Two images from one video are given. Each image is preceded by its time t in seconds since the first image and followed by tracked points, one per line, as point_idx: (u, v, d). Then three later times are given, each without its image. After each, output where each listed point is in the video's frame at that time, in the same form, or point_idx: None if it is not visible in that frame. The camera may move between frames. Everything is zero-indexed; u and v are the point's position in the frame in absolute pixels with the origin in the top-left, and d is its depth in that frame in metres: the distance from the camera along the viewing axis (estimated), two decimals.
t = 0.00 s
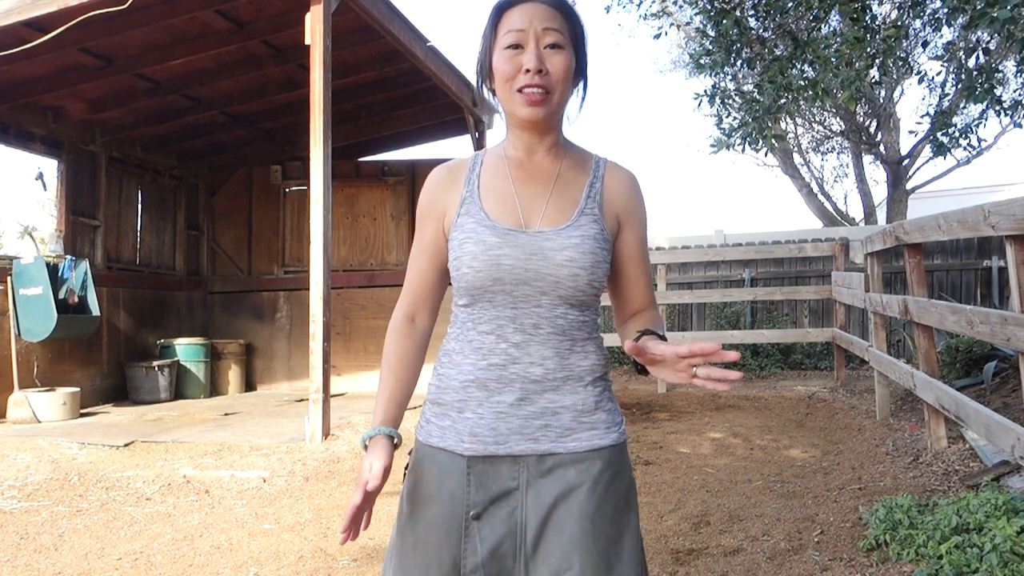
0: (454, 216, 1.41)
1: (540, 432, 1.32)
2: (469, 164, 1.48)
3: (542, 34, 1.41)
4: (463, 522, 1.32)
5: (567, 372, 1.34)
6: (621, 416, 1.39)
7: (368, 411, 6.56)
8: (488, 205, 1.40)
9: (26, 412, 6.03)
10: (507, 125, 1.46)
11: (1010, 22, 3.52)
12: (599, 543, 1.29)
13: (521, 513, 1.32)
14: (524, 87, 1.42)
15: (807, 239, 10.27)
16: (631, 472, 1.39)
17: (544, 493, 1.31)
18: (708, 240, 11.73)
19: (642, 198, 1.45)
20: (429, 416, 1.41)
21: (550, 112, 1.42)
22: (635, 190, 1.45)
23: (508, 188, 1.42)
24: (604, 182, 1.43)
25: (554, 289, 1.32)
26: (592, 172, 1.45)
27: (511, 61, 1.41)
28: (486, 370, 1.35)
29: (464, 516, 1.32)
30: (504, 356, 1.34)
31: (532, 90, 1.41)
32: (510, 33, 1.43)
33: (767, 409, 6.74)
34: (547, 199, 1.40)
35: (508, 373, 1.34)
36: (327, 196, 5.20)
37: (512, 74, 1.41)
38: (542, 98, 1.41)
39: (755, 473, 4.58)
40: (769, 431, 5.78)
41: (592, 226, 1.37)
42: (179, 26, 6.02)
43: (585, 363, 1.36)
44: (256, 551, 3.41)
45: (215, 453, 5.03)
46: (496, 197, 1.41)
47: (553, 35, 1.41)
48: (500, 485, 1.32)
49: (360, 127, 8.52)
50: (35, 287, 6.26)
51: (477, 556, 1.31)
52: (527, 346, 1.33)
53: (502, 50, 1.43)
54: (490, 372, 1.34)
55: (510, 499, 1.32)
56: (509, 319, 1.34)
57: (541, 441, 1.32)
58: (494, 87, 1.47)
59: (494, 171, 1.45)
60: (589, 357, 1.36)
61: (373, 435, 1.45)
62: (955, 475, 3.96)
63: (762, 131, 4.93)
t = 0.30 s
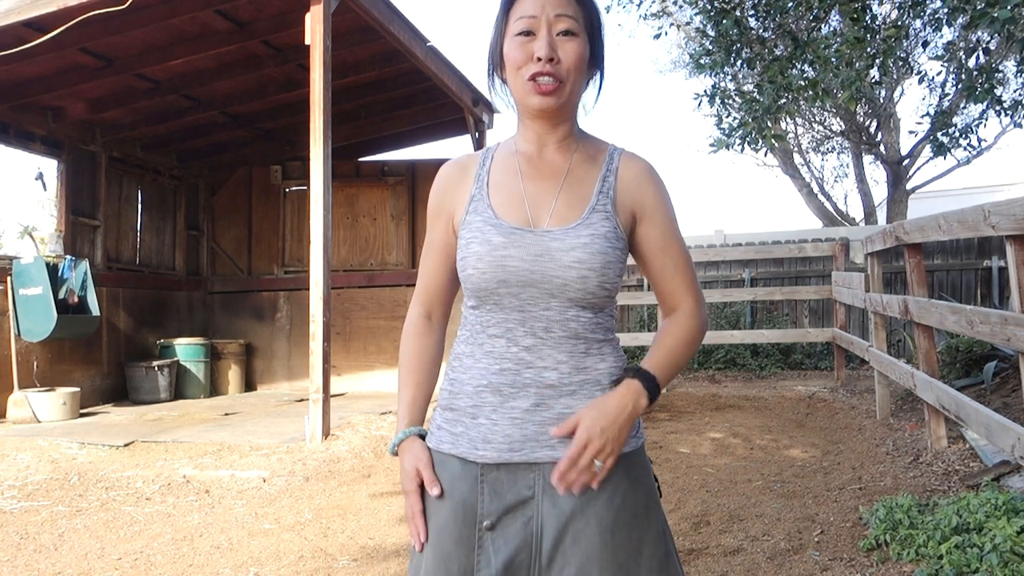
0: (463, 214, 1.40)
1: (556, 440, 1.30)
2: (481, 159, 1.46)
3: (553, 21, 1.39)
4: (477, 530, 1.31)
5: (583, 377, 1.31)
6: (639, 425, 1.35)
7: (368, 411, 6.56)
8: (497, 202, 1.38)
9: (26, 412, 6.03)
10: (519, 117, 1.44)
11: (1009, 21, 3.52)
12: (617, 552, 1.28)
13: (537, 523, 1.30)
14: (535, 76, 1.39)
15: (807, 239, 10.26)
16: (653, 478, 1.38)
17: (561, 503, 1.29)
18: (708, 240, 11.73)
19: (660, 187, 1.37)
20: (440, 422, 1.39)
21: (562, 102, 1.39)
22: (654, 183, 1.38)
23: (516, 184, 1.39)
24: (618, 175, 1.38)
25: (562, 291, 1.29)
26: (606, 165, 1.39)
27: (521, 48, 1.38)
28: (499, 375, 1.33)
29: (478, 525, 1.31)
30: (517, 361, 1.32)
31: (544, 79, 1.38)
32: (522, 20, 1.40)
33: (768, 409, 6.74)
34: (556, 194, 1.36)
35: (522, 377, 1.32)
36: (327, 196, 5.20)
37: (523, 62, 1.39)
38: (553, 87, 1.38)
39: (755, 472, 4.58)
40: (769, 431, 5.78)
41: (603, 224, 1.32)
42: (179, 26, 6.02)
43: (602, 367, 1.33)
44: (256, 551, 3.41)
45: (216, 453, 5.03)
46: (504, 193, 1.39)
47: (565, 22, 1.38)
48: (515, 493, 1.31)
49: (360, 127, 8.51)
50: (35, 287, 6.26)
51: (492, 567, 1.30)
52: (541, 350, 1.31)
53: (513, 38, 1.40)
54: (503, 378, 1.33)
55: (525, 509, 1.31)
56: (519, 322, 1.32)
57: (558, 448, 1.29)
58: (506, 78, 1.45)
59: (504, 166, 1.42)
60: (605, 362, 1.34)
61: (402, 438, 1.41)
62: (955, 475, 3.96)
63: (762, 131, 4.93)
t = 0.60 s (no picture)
0: (458, 209, 1.38)
1: (546, 442, 1.30)
2: (473, 154, 1.45)
3: (544, 15, 1.39)
4: (464, 536, 1.31)
5: (575, 378, 1.32)
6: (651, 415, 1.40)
7: (368, 411, 6.56)
8: (494, 197, 1.37)
9: (26, 412, 6.03)
10: (512, 113, 1.43)
11: (1009, 22, 3.53)
12: (608, 559, 1.29)
13: (525, 527, 1.31)
14: (527, 70, 1.39)
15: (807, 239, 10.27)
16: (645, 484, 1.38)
17: (551, 507, 1.30)
18: (708, 240, 11.73)
19: (657, 184, 1.41)
20: (429, 422, 1.39)
21: (555, 96, 1.39)
22: (651, 179, 1.42)
23: (513, 179, 1.38)
24: (616, 170, 1.40)
25: (563, 286, 1.29)
26: (603, 160, 1.41)
27: (513, 43, 1.38)
28: (489, 376, 1.33)
29: (464, 530, 1.31)
30: (509, 361, 1.32)
31: (537, 74, 1.38)
32: (511, 14, 1.40)
33: (768, 410, 6.74)
34: (555, 190, 1.36)
35: (513, 378, 1.32)
36: (327, 196, 5.20)
37: (514, 57, 1.38)
38: (547, 81, 1.38)
39: (755, 473, 4.58)
40: (769, 431, 5.78)
41: (604, 217, 1.34)
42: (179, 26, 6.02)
43: (596, 367, 1.34)
44: (257, 551, 3.41)
45: (216, 453, 5.03)
46: (501, 188, 1.38)
47: (557, 15, 1.39)
48: (503, 498, 1.31)
49: (359, 127, 8.52)
50: (35, 287, 6.26)
51: (480, 572, 1.30)
52: (533, 349, 1.31)
53: (504, 34, 1.40)
54: (492, 378, 1.32)
55: (513, 513, 1.31)
56: (515, 319, 1.32)
57: (546, 450, 1.30)
58: (497, 73, 1.45)
59: (499, 162, 1.42)
60: (599, 361, 1.34)
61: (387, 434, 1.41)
62: (955, 474, 3.96)
63: (762, 131, 4.93)
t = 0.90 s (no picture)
0: (448, 208, 1.37)
1: (542, 443, 1.31)
2: (463, 151, 1.44)
3: (536, 10, 1.37)
4: (462, 539, 1.30)
5: (570, 378, 1.32)
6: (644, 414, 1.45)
7: (368, 411, 6.56)
8: (485, 197, 1.36)
9: (26, 412, 6.03)
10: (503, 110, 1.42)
11: (1010, 22, 3.52)
12: (607, 557, 1.29)
13: (523, 528, 1.30)
14: (518, 66, 1.38)
15: (807, 239, 10.27)
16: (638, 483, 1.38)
17: (548, 507, 1.30)
18: (708, 240, 11.73)
19: (645, 182, 1.42)
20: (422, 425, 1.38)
21: (547, 92, 1.37)
22: (641, 179, 1.42)
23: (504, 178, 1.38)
24: (607, 168, 1.40)
25: (557, 286, 1.29)
26: (594, 160, 1.41)
27: (504, 36, 1.37)
28: (483, 378, 1.32)
29: (462, 532, 1.30)
30: (503, 361, 1.32)
31: (528, 70, 1.37)
32: (503, 8, 1.38)
33: (768, 409, 6.74)
34: (546, 190, 1.36)
35: (507, 378, 1.32)
36: (327, 196, 5.20)
37: (506, 50, 1.37)
38: (539, 77, 1.37)
39: (755, 473, 4.58)
40: (769, 431, 5.78)
41: (596, 217, 1.34)
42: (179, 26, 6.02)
43: (587, 368, 1.34)
44: (256, 551, 3.41)
45: (215, 453, 5.03)
46: (492, 186, 1.37)
47: (548, 10, 1.37)
48: (500, 499, 1.31)
49: (360, 127, 8.52)
50: (35, 287, 6.26)
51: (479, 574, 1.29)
52: (527, 350, 1.31)
53: (495, 27, 1.38)
54: (486, 380, 1.32)
55: (510, 514, 1.31)
56: (508, 320, 1.31)
57: (544, 451, 1.30)
58: (487, 68, 1.43)
59: (490, 160, 1.41)
60: (592, 361, 1.35)
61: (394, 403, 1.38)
62: (955, 475, 3.96)
63: (762, 132, 4.93)
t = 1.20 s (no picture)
0: (438, 211, 1.38)
1: (535, 443, 1.31)
2: (453, 153, 1.44)
3: (524, 9, 1.37)
4: (454, 539, 1.30)
5: (561, 378, 1.33)
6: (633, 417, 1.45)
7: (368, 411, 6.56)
8: (474, 200, 1.36)
9: (26, 412, 6.03)
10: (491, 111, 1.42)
11: (1009, 22, 3.52)
12: (600, 557, 1.29)
13: (516, 528, 1.31)
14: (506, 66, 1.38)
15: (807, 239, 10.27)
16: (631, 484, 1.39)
17: (541, 507, 1.31)
18: (708, 240, 11.73)
19: (632, 183, 1.42)
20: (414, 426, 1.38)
21: (535, 92, 1.38)
22: (628, 179, 1.42)
23: (493, 180, 1.38)
24: (594, 169, 1.40)
25: (546, 289, 1.29)
26: (582, 160, 1.41)
27: (492, 34, 1.37)
28: (474, 380, 1.33)
29: (455, 533, 1.30)
30: (494, 362, 1.32)
31: (517, 70, 1.37)
32: (491, 7, 1.39)
33: (768, 410, 6.74)
34: (534, 193, 1.36)
35: (499, 378, 1.32)
36: (327, 196, 5.20)
37: (495, 48, 1.37)
38: (527, 77, 1.37)
39: (755, 473, 4.58)
40: (769, 431, 5.78)
41: (584, 220, 1.34)
42: (179, 26, 6.02)
43: (579, 369, 1.34)
44: (256, 551, 3.41)
45: (216, 453, 5.03)
46: (481, 189, 1.38)
47: (536, 9, 1.37)
48: (493, 499, 1.31)
49: (359, 127, 8.52)
50: (35, 287, 6.26)
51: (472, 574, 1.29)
52: (519, 351, 1.32)
53: (484, 25, 1.38)
54: (477, 381, 1.32)
55: (503, 514, 1.32)
56: (499, 322, 1.31)
57: (536, 451, 1.31)
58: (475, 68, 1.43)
59: (479, 162, 1.41)
60: (583, 361, 1.35)
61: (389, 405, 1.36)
62: (955, 474, 3.96)
63: (762, 132, 4.93)
